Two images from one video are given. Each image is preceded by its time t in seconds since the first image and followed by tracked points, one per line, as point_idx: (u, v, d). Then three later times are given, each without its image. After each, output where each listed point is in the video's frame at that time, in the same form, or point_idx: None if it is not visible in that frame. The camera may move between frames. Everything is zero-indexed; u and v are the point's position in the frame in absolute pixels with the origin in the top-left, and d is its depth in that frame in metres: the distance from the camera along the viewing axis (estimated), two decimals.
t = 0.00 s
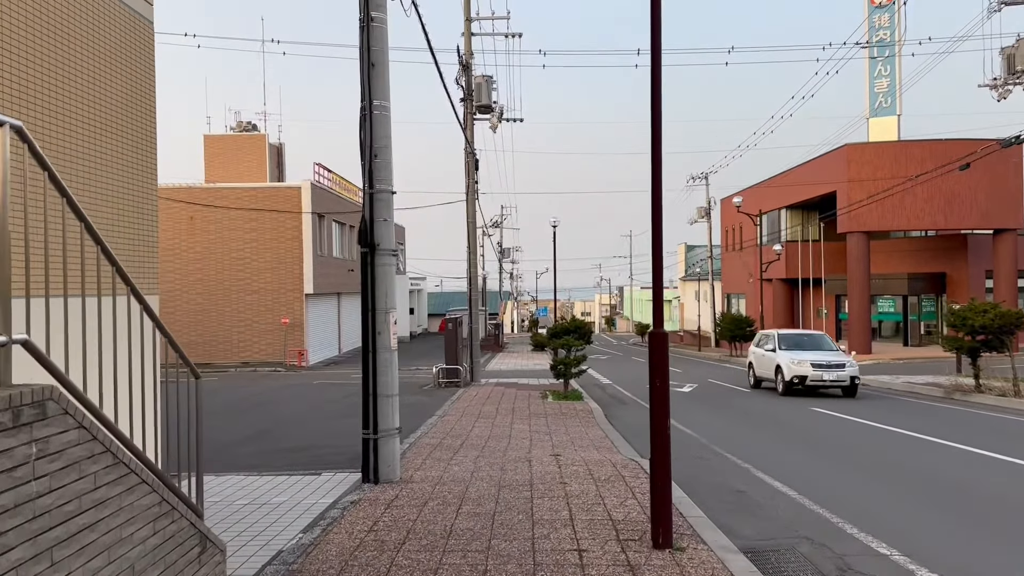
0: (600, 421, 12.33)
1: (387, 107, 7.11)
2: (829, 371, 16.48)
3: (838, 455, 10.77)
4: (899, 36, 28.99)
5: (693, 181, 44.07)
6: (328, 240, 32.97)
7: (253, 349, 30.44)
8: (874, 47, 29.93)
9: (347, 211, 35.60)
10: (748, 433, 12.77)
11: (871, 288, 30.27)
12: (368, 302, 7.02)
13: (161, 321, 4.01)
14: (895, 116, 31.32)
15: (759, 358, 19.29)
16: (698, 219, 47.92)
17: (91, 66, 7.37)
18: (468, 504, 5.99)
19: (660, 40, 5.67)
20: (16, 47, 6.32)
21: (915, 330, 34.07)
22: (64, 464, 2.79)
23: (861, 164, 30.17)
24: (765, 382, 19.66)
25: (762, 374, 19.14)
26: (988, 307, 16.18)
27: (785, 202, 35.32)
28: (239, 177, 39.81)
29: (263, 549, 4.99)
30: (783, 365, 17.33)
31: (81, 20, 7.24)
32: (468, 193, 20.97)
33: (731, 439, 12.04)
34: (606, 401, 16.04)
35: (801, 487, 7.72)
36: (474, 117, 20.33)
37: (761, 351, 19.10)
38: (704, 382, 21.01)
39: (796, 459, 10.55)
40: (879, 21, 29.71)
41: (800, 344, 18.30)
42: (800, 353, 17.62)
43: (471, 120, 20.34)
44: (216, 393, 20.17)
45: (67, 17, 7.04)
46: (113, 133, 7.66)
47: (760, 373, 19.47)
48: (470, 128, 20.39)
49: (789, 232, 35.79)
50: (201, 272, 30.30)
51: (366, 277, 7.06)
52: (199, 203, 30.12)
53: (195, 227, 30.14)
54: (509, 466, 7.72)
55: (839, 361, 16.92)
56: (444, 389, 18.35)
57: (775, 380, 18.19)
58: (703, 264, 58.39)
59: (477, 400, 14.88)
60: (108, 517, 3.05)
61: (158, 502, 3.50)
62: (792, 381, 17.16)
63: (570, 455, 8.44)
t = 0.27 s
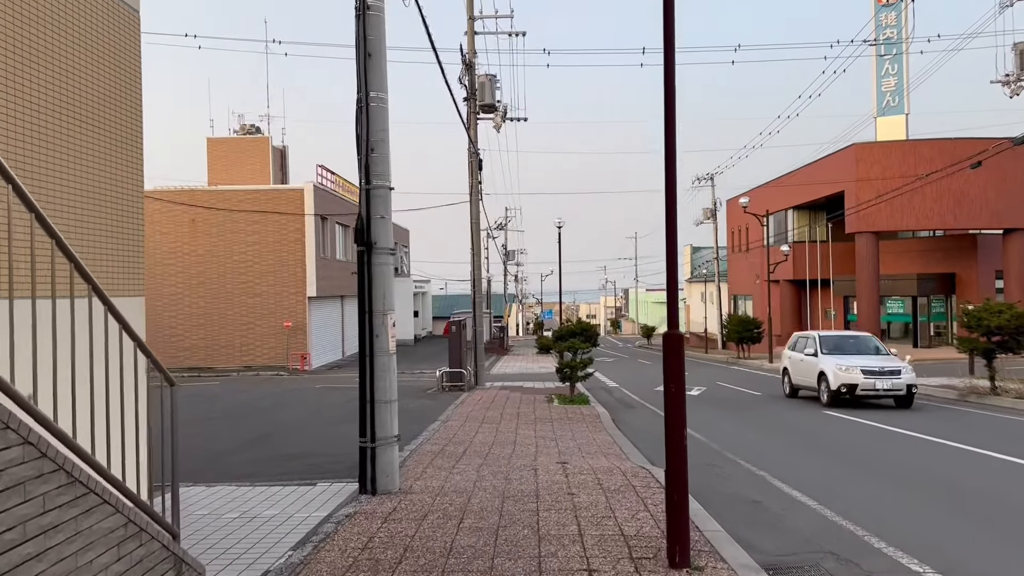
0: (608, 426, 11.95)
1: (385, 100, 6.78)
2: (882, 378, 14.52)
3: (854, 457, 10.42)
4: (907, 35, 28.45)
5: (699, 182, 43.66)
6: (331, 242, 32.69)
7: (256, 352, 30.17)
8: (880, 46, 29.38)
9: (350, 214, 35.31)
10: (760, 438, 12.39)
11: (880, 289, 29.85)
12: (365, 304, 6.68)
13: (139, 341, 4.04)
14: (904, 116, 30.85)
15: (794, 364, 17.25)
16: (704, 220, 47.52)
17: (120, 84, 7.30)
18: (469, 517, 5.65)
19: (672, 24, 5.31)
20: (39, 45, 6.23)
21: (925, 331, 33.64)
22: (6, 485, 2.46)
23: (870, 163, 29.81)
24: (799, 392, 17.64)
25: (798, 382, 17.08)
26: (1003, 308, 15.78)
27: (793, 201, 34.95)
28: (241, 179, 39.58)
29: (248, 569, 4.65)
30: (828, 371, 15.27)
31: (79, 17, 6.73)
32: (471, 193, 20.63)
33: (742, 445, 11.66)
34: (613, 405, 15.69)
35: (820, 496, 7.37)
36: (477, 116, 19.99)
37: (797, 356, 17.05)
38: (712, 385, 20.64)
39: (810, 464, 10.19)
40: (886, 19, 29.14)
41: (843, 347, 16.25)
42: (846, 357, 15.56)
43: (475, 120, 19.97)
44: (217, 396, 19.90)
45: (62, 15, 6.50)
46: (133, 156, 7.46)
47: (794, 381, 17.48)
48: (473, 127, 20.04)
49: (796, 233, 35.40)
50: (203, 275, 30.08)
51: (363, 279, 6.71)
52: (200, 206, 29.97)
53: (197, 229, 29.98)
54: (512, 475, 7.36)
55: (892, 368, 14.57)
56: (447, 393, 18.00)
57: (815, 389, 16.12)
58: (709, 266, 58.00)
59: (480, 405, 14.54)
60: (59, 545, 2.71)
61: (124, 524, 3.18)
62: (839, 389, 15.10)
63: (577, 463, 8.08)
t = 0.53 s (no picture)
0: (613, 432, 11.64)
1: (381, 95, 6.50)
2: (942, 388, 13.08)
3: (868, 462, 10.13)
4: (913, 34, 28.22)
5: (703, 183, 43.34)
6: (333, 245, 32.47)
7: (257, 357, 29.93)
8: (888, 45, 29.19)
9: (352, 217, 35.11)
10: (768, 444, 12.09)
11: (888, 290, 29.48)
12: (360, 307, 6.39)
13: (115, 358, 4.09)
14: (911, 114, 30.55)
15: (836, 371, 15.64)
16: (708, 221, 47.23)
17: (127, 117, 7.39)
18: (469, 532, 5.34)
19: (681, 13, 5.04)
20: (47, 59, 6.29)
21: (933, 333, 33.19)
22: None
23: (877, 162, 29.47)
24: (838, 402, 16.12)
25: (841, 391, 15.45)
26: (1016, 309, 15.45)
27: (799, 202, 34.64)
28: (243, 182, 39.42)
29: None
30: (880, 379, 13.73)
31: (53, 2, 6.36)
32: (473, 195, 20.38)
33: (752, 451, 11.35)
34: (618, 409, 15.40)
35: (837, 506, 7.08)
36: (479, 117, 19.74)
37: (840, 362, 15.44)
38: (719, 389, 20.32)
39: (821, 470, 9.89)
40: (893, 18, 28.96)
41: (891, 352, 14.73)
42: (898, 365, 14.03)
43: (477, 120, 19.72)
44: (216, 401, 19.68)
45: None
46: (121, 174, 7.22)
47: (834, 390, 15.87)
48: (475, 127, 19.79)
49: (802, 234, 35.07)
50: (203, 279, 29.92)
51: (357, 280, 6.43)
52: (201, 209, 29.83)
53: (197, 233, 29.82)
54: (514, 485, 7.06)
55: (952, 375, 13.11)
56: (449, 398, 17.73)
57: (863, 399, 14.56)
58: (714, 268, 57.69)
59: (483, 410, 14.27)
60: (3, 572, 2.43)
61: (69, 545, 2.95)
62: (892, 399, 13.50)
63: (582, 472, 7.78)
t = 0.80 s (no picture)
0: (617, 438, 11.27)
1: (371, 84, 6.18)
2: None
3: (881, 468, 9.77)
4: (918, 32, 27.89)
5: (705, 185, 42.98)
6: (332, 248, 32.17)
7: (256, 361, 29.60)
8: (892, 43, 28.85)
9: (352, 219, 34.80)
10: (776, 449, 11.71)
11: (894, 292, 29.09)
12: (349, 306, 6.05)
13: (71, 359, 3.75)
14: (916, 113, 30.20)
15: (890, 378, 13.18)
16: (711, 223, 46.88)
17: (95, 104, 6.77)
18: (462, 546, 4.99)
19: None
20: (24, 45, 5.88)
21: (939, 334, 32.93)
22: None
23: (882, 162, 29.12)
24: (895, 414, 13.68)
25: (898, 402, 13.07)
26: None
27: (803, 203, 34.29)
28: (241, 185, 39.15)
29: None
30: (953, 389, 11.25)
31: None
32: (473, 195, 20.06)
33: (760, 456, 10.99)
34: (622, 413, 15.05)
35: (852, 515, 6.74)
36: (478, 116, 19.40)
37: (895, 368, 13.02)
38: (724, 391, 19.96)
39: (833, 476, 9.53)
40: (897, 16, 28.63)
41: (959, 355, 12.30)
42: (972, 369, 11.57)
43: (476, 119, 19.39)
44: (212, 406, 19.35)
45: None
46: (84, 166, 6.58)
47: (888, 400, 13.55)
48: (474, 127, 19.46)
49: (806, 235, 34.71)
50: (201, 282, 29.64)
51: (346, 278, 6.08)
52: (199, 211, 29.55)
53: (195, 236, 29.54)
54: (513, 494, 6.71)
55: None
56: (449, 402, 17.38)
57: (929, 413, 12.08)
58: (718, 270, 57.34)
59: (482, 414, 13.92)
60: None
61: None
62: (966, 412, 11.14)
63: (584, 479, 7.43)
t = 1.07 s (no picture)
0: (620, 443, 10.93)
1: (359, 74, 5.87)
2: None
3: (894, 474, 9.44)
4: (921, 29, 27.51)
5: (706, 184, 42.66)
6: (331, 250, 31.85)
7: (253, 365, 29.22)
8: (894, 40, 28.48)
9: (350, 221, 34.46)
10: (784, 453, 11.38)
11: (898, 291, 28.74)
12: (337, 309, 5.70)
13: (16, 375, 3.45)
14: (919, 110, 29.82)
15: (965, 384, 11.18)
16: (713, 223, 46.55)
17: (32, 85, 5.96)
18: (455, 564, 4.67)
19: None
20: None
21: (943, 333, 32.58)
22: None
23: (886, 160, 28.75)
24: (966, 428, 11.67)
25: (972, 412, 11.06)
26: None
27: (805, 201, 33.96)
28: (239, 187, 38.85)
29: None
30: None
31: None
32: (471, 195, 19.73)
33: (768, 461, 10.65)
34: (625, 417, 14.71)
35: (869, 526, 6.41)
36: (477, 115, 19.06)
37: (970, 372, 11.02)
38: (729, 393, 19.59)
39: (845, 483, 9.19)
40: (899, 12, 28.25)
41: None
42: None
43: (474, 118, 19.05)
44: (208, 411, 19.02)
45: None
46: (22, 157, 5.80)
47: (961, 413, 11.27)
48: (473, 126, 19.14)
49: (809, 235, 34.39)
50: (198, 285, 29.33)
51: (334, 278, 5.73)
52: (195, 214, 29.25)
53: (192, 239, 29.22)
54: (512, 505, 6.38)
55: None
56: (448, 406, 17.05)
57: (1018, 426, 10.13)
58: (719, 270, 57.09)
59: (482, 418, 13.58)
60: None
61: None
62: None
63: (587, 489, 7.10)
